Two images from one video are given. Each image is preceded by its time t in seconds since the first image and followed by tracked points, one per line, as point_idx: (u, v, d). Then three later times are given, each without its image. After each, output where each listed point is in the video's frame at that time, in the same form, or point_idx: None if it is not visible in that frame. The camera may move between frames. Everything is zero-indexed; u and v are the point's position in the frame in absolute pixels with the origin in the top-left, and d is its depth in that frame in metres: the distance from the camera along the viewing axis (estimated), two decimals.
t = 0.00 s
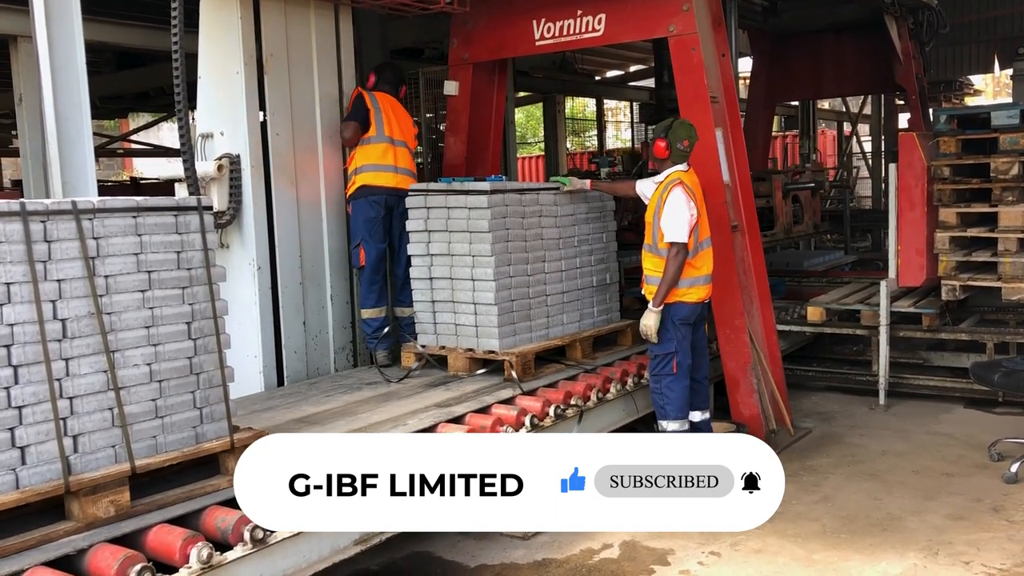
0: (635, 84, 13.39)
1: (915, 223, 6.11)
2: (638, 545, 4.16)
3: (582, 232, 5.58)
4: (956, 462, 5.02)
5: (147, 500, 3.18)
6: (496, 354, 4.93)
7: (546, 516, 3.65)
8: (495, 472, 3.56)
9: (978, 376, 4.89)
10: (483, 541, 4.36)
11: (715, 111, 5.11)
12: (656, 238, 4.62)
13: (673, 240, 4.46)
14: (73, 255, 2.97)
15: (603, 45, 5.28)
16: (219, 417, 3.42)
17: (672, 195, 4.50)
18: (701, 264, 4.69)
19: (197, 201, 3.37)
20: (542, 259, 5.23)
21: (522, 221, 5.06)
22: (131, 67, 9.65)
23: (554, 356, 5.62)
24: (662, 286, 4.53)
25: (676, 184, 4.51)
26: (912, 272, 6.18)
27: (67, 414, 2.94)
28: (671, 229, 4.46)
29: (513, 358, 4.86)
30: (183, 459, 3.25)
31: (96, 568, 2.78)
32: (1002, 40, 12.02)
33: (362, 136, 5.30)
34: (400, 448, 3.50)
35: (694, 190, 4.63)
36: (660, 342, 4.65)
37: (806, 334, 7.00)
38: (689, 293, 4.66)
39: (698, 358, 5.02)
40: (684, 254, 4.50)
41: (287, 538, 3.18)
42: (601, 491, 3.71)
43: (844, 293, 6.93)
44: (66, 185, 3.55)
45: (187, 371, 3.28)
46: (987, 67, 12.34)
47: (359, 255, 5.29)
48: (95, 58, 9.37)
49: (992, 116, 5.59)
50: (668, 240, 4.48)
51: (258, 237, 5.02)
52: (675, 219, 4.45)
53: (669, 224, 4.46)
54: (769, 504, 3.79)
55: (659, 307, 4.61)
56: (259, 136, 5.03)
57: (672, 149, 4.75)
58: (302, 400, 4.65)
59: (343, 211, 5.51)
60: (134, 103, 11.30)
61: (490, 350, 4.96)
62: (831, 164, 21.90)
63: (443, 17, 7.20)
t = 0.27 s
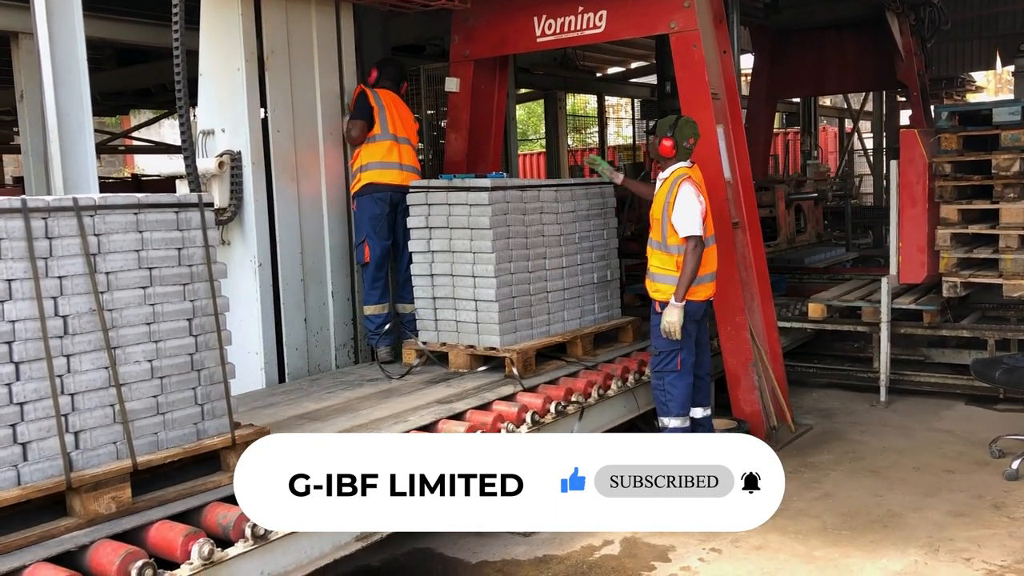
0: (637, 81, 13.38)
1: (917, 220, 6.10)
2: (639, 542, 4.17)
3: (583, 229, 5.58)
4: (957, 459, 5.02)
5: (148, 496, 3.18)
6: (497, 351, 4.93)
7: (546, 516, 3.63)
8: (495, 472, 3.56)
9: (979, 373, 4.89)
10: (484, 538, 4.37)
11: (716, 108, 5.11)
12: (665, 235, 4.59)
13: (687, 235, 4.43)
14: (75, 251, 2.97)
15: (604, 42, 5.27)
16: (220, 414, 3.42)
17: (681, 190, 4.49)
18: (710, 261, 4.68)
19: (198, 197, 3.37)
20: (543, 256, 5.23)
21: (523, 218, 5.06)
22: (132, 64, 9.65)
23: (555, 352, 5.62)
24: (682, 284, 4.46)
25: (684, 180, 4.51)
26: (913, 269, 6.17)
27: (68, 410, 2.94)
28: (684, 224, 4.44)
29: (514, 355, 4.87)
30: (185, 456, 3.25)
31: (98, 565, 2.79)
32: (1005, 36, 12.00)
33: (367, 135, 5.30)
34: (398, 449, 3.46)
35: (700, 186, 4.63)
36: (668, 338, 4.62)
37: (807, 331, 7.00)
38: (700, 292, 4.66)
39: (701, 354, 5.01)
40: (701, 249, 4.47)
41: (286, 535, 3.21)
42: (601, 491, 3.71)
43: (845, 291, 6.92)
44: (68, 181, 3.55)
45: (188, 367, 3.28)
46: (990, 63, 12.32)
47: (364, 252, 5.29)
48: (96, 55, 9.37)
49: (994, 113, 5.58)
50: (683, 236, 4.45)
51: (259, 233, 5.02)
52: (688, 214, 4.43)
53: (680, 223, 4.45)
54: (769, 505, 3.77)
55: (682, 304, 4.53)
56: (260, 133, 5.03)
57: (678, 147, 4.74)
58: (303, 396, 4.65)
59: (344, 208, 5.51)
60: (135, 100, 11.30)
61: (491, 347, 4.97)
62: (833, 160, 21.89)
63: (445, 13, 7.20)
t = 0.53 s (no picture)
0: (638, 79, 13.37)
1: (917, 219, 6.07)
2: (639, 540, 4.17)
3: (583, 228, 5.58)
4: (958, 458, 5.02)
5: (148, 494, 3.18)
6: (497, 350, 4.93)
7: (547, 517, 3.62)
8: (495, 472, 3.56)
9: (979, 372, 4.89)
10: (485, 536, 4.37)
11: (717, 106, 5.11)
12: (668, 230, 4.57)
13: (692, 230, 4.44)
14: (76, 250, 2.97)
15: (604, 40, 5.27)
16: (221, 412, 3.42)
17: (683, 186, 4.49)
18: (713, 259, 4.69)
19: (198, 196, 3.37)
20: (544, 254, 5.23)
21: (523, 217, 5.07)
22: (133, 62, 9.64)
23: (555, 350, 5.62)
24: (690, 281, 4.48)
25: (686, 176, 4.52)
26: (913, 268, 6.14)
27: (68, 408, 2.94)
28: (688, 220, 4.45)
29: (515, 353, 4.87)
30: (185, 454, 3.25)
31: (99, 563, 2.79)
32: (1007, 34, 11.98)
33: (369, 134, 5.30)
34: (398, 449, 3.48)
35: (703, 182, 4.64)
36: (667, 334, 4.62)
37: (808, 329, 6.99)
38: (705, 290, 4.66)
39: (700, 352, 5.01)
40: (706, 244, 4.49)
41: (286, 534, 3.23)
42: (601, 491, 3.71)
43: (846, 289, 6.92)
44: (68, 178, 3.55)
45: (189, 366, 3.28)
46: (991, 61, 12.30)
47: (366, 250, 5.29)
48: (97, 53, 9.37)
49: (995, 111, 5.59)
50: (687, 231, 4.46)
51: (260, 232, 5.02)
52: (691, 210, 4.44)
53: (684, 218, 4.45)
54: (769, 505, 3.77)
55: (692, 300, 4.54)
56: (261, 131, 5.03)
57: (679, 142, 4.74)
58: (303, 395, 4.65)
59: (345, 207, 5.52)
60: (135, 98, 11.30)
61: (491, 345, 4.97)
62: (834, 158, 21.87)
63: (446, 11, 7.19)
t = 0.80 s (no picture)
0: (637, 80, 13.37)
1: (916, 218, 6.08)
2: (639, 541, 4.16)
3: (583, 228, 5.57)
4: (958, 458, 5.01)
5: (147, 495, 3.18)
6: (497, 350, 4.93)
7: (547, 517, 3.63)
8: (495, 472, 3.55)
9: (979, 372, 4.88)
10: (484, 537, 4.37)
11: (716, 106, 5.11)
12: (666, 229, 4.57)
13: (683, 229, 4.42)
14: (74, 250, 2.97)
15: (603, 40, 5.27)
16: (220, 412, 3.42)
17: (681, 186, 4.48)
18: (708, 261, 4.66)
19: (198, 196, 3.37)
20: (543, 254, 5.23)
21: (523, 217, 5.06)
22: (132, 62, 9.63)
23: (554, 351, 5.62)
24: (672, 279, 4.47)
25: (685, 175, 4.51)
26: (913, 268, 6.15)
27: (67, 409, 2.94)
28: (681, 219, 4.43)
29: (514, 353, 4.86)
30: (184, 455, 3.25)
31: (97, 564, 2.79)
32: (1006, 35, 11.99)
33: (368, 134, 5.30)
34: (400, 449, 3.47)
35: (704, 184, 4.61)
36: (662, 335, 4.63)
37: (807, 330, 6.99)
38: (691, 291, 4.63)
39: (697, 352, 5.00)
40: (697, 245, 4.45)
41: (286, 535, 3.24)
42: (601, 491, 3.71)
43: (845, 289, 6.92)
44: (67, 178, 3.54)
45: (188, 366, 3.28)
46: (989, 62, 12.31)
47: (366, 250, 5.29)
48: (96, 53, 9.37)
49: (994, 112, 5.59)
50: (680, 231, 4.44)
51: (259, 232, 5.02)
52: (686, 209, 4.42)
53: (679, 216, 4.43)
54: (769, 505, 3.75)
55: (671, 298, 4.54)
56: (261, 131, 5.03)
57: (679, 141, 4.73)
58: (302, 395, 4.64)
59: (344, 207, 5.51)
60: (134, 98, 11.29)
61: (491, 345, 4.97)
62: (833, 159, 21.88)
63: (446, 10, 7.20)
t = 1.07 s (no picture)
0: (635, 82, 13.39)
1: (914, 220, 6.11)
2: (638, 543, 4.16)
3: (581, 230, 5.58)
4: (956, 460, 5.02)
5: (146, 497, 3.17)
6: (495, 352, 4.93)
7: (547, 516, 3.64)
8: (495, 472, 3.55)
9: (977, 374, 4.89)
10: (483, 539, 4.37)
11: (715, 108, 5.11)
12: (661, 229, 4.59)
13: (676, 231, 4.43)
14: (73, 252, 2.96)
15: (602, 43, 5.28)
16: (219, 415, 3.41)
17: (676, 187, 4.48)
18: (705, 263, 4.65)
19: (197, 198, 3.37)
20: (542, 256, 5.23)
21: (522, 219, 5.06)
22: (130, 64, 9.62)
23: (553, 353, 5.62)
24: (662, 279, 4.49)
25: (681, 176, 4.51)
26: (910, 270, 6.18)
27: (66, 411, 2.93)
28: (676, 221, 4.43)
29: (513, 356, 4.87)
30: (183, 457, 3.24)
31: (96, 567, 2.78)
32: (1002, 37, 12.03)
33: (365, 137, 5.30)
34: (400, 448, 3.46)
35: (700, 186, 4.60)
36: (658, 337, 4.66)
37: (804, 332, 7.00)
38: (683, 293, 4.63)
39: (696, 355, 5.00)
40: (690, 247, 4.45)
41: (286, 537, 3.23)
42: (601, 491, 3.71)
43: (843, 292, 6.93)
44: (65, 180, 3.54)
45: (187, 368, 3.28)
46: (986, 65, 12.34)
47: (363, 253, 5.30)
48: (94, 55, 9.37)
49: (991, 114, 5.60)
50: (673, 232, 4.44)
51: (258, 234, 5.02)
52: (681, 211, 4.42)
53: (673, 215, 4.44)
54: (769, 505, 3.76)
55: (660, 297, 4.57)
56: (259, 133, 5.03)
57: (677, 142, 4.75)
58: (301, 398, 4.64)
59: (342, 210, 5.51)
60: (132, 101, 11.29)
61: (489, 348, 4.97)
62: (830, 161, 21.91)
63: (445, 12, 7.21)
